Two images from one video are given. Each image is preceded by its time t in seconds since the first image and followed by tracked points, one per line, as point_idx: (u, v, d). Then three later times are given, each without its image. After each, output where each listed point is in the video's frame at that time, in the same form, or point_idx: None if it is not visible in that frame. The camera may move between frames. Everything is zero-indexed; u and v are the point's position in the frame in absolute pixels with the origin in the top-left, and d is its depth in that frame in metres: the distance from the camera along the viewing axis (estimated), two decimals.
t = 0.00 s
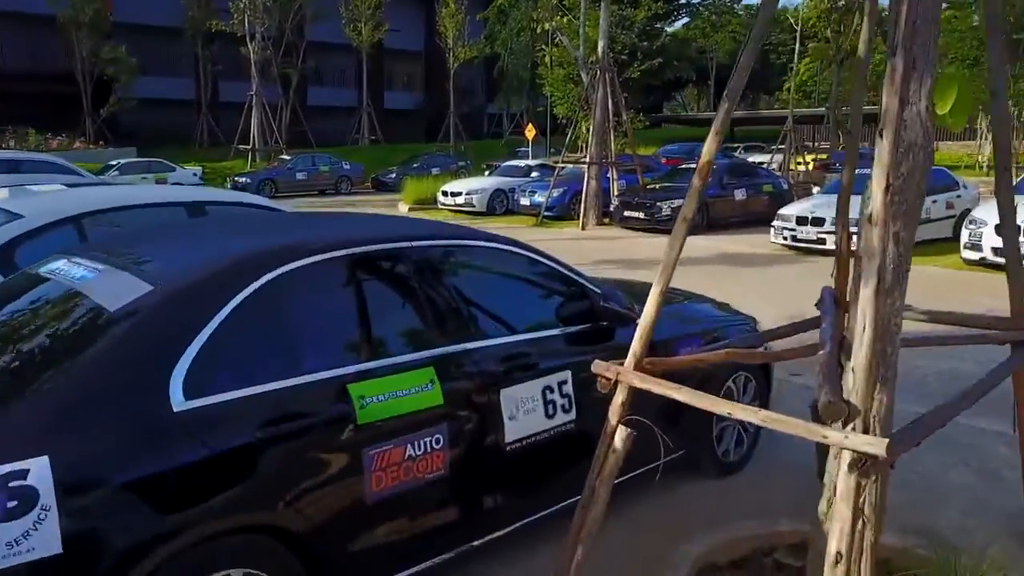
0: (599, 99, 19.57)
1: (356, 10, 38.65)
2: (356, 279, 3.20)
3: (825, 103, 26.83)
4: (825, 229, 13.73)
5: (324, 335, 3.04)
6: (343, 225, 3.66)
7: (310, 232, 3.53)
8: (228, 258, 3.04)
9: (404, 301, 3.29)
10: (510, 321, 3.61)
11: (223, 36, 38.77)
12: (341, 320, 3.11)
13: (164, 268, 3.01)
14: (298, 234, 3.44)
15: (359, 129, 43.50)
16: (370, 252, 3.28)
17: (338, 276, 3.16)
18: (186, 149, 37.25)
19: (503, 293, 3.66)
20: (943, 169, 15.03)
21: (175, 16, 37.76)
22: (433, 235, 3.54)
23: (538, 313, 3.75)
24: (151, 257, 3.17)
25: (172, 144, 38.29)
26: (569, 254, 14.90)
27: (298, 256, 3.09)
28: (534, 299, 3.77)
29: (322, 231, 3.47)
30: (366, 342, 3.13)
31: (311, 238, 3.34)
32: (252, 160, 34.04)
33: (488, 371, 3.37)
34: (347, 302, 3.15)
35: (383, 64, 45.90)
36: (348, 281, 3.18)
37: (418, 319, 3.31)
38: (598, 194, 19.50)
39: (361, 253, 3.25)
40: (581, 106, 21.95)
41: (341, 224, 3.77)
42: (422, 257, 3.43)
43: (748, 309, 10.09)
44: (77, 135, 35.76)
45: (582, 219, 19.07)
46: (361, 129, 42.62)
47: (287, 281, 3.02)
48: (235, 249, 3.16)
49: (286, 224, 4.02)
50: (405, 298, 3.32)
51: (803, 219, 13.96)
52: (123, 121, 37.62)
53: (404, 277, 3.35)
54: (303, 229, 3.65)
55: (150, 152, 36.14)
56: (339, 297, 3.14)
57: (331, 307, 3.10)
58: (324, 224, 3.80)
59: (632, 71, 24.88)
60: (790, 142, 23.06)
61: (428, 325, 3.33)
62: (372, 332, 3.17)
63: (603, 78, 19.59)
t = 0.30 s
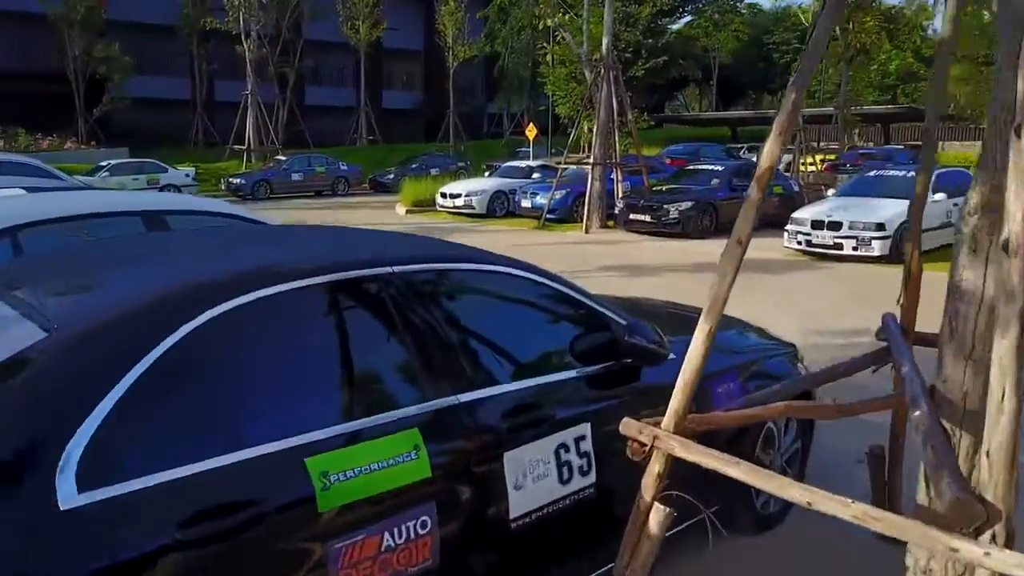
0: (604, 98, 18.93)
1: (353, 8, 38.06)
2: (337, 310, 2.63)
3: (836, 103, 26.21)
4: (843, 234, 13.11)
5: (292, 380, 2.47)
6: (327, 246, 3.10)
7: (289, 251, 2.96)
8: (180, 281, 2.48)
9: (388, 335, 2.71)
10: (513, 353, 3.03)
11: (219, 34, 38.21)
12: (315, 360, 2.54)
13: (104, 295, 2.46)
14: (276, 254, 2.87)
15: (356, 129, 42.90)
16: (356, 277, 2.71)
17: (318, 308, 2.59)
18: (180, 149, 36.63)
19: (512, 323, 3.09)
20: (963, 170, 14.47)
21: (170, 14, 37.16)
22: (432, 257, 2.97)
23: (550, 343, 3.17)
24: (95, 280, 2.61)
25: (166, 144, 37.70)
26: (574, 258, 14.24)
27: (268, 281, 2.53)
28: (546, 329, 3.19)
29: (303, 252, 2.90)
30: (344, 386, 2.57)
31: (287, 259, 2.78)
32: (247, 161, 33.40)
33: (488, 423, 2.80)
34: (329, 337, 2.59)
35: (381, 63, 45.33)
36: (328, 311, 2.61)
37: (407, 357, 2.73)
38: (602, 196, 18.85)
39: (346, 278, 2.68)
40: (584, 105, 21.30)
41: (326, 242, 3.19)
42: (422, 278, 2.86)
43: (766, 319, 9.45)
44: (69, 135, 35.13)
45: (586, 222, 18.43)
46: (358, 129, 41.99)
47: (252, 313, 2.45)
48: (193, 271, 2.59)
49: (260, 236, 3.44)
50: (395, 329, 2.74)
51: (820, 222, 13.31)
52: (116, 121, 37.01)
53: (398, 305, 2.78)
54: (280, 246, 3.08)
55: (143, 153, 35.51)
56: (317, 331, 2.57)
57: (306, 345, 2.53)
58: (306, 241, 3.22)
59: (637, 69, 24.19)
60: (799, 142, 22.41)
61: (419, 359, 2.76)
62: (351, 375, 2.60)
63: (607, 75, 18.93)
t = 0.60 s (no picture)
0: (608, 96, 18.30)
1: (352, 6, 37.39)
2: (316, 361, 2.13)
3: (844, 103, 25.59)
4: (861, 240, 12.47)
5: (254, 450, 1.99)
6: (310, 277, 2.59)
7: (261, 285, 2.45)
8: (120, 329, 1.98)
9: (375, 389, 2.22)
10: (520, 402, 2.55)
11: (215, 33, 37.61)
12: (285, 423, 2.05)
13: (20, 342, 1.94)
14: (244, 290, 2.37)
15: (354, 130, 42.23)
16: (339, 317, 2.21)
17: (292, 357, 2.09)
18: (174, 150, 35.99)
19: (525, 367, 2.59)
20: (987, 173, 13.87)
21: (164, 12, 36.51)
22: (432, 293, 2.46)
23: (566, 384, 2.67)
24: (20, 321, 2.12)
25: (161, 145, 37.10)
26: (578, 265, 13.61)
27: (230, 327, 2.03)
28: (564, 370, 2.68)
29: (278, 287, 2.39)
30: (320, 453, 2.09)
31: (257, 300, 2.27)
32: (242, 162, 32.74)
33: (490, 494, 2.31)
34: (305, 394, 2.10)
35: (380, 62, 44.69)
36: (305, 356, 2.11)
37: (395, 416, 2.24)
38: (607, 199, 18.20)
39: (327, 319, 2.17)
40: (588, 104, 20.66)
41: (307, 269, 2.68)
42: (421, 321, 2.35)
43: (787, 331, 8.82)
44: (61, 136, 34.51)
45: (590, 225, 17.79)
46: (356, 129, 41.36)
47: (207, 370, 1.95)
48: (138, 316, 2.08)
49: (232, 257, 2.93)
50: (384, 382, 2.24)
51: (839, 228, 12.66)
52: (109, 121, 36.40)
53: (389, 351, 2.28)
54: (252, 278, 2.58)
55: (136, 153, 34.86)
56: (288, 386, 2.08)
57: (275, 404, 2.04)
58: (284, 268, 2.71)
59: (641, 67, 23.53)
60: (809, 143, 21.80)
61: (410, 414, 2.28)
62: (330, 439, 2.12)
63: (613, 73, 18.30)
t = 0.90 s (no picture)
0: (613, 95, 17.59)
1: (349, 4, 36.82)
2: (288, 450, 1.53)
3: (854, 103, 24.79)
4: (884, 247, 11.83)
5: None
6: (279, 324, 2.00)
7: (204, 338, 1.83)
8: None
9: (355, 482, 1.61)
10: (537, 480, 1.95)
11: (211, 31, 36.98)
12: (232, 552, 1.45)
13: None
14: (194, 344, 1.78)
15: (352, 130, 41.64)
16: (308, 387, 1.61)
17: (247, 444, 1.49)
18: (168, 150, 35.38)
19: (555, 432, 1.97)
20: (1014, 176, 13.19)
21: (158, 11, 35.92)
22: (432, 354, 1.84)
23: (594, 445, 2.03)
24: None
25: (155, 146, 36.52)
26: (584, 272, 12.91)
27: (147, 425, 1.42)
28: (600, 433, 2.04)
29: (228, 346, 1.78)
30: None
31: (206, 363, 1.68)
32: (238, 163, 32.10)
33: None
34: (269, 495, 1.50)
35: (378, 61, 44.10)
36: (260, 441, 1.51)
37: (386, 525, 1.64)
38: (612, 202, 17.51)
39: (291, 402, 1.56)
40: (592, 103, 19.97)
41: (270, 313, 2.06)
42: (427, 386, 1.74)
43: (816, 344, 8.10)
44: (53, 136, 33.90)
45: (595, 229, 17.11)
46: (355, 129, 40.77)
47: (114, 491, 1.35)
48: (19, 399, 1.47)
49: (180, 287, 2.32)
50: (372, 470, 1.65)
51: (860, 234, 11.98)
52: (103, 121, 35.80)
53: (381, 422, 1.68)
54: (203, 321, 1.98)
55: (130, 154, 34.23)
56: (242, 487, 1.48)
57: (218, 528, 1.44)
58: (241, 308, 2.10)
59: (647, 66, 22.82)
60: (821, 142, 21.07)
61: (400, 504, 1.69)
62: (296, 554, 1.52)
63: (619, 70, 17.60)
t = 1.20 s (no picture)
0: (619, 94, 16.94)
1: (346, 1, 36.19)
2: None
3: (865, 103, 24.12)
4: (909, 254, 11.17)
5: None
6: (187, 412, 1.50)
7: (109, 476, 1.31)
8: None
9: None
10: None
11: (206, 30, 36.33)
12: None
13: None
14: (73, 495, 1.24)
15: (350, 130, 41.01)
16: None
17: None
18: (163, 151, 34.72)
19: None
20: None
21: (151, 8, 35.26)
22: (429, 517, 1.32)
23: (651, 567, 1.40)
24: None
25: (150, 146, 35.88)
26: (591, 279, 12.24)
27: None
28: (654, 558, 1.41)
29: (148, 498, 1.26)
30: None
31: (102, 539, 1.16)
32: (233, 163, 31.44)
33: None
34: None
35: (376, 60, 43.45)
36: None
37: None
38: (618, 204, 16.87)
39: None
40: (597, 102, 19.30)
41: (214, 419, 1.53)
42: None
43: (849, 361, 7.42)
44: (45, 136, 33.26)
45: (600, 233, 16.46)
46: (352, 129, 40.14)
47: None
48: None
49: (95, 351, 1.77)
50: None
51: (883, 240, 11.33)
52: (96, 121, 35.15)
53: None
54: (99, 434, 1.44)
55: (123, 154, 33.58)
56: None
57: None
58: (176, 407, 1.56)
59: (653, 63, 22.14)
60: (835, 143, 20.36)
61: None
62: None
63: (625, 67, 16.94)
